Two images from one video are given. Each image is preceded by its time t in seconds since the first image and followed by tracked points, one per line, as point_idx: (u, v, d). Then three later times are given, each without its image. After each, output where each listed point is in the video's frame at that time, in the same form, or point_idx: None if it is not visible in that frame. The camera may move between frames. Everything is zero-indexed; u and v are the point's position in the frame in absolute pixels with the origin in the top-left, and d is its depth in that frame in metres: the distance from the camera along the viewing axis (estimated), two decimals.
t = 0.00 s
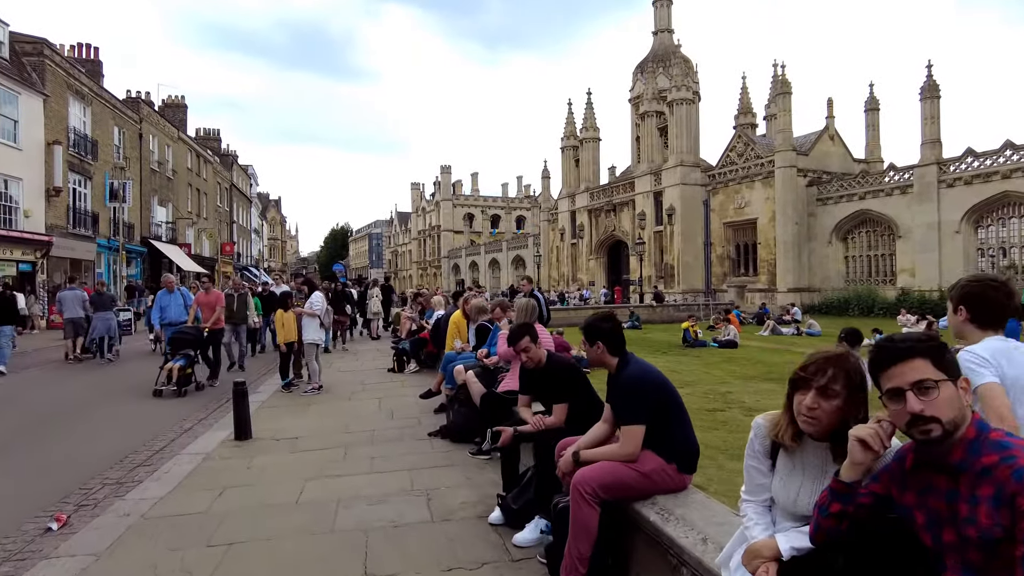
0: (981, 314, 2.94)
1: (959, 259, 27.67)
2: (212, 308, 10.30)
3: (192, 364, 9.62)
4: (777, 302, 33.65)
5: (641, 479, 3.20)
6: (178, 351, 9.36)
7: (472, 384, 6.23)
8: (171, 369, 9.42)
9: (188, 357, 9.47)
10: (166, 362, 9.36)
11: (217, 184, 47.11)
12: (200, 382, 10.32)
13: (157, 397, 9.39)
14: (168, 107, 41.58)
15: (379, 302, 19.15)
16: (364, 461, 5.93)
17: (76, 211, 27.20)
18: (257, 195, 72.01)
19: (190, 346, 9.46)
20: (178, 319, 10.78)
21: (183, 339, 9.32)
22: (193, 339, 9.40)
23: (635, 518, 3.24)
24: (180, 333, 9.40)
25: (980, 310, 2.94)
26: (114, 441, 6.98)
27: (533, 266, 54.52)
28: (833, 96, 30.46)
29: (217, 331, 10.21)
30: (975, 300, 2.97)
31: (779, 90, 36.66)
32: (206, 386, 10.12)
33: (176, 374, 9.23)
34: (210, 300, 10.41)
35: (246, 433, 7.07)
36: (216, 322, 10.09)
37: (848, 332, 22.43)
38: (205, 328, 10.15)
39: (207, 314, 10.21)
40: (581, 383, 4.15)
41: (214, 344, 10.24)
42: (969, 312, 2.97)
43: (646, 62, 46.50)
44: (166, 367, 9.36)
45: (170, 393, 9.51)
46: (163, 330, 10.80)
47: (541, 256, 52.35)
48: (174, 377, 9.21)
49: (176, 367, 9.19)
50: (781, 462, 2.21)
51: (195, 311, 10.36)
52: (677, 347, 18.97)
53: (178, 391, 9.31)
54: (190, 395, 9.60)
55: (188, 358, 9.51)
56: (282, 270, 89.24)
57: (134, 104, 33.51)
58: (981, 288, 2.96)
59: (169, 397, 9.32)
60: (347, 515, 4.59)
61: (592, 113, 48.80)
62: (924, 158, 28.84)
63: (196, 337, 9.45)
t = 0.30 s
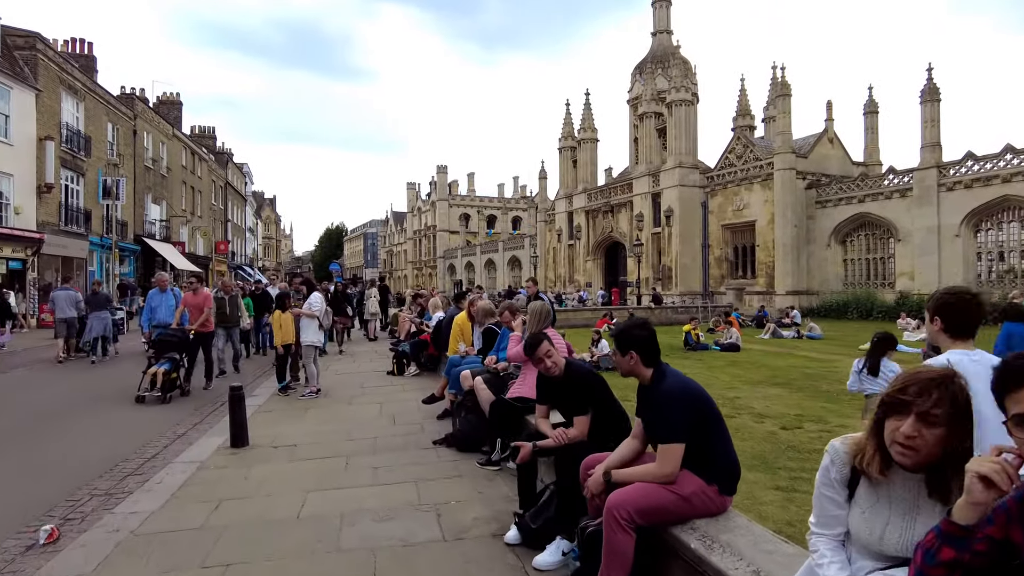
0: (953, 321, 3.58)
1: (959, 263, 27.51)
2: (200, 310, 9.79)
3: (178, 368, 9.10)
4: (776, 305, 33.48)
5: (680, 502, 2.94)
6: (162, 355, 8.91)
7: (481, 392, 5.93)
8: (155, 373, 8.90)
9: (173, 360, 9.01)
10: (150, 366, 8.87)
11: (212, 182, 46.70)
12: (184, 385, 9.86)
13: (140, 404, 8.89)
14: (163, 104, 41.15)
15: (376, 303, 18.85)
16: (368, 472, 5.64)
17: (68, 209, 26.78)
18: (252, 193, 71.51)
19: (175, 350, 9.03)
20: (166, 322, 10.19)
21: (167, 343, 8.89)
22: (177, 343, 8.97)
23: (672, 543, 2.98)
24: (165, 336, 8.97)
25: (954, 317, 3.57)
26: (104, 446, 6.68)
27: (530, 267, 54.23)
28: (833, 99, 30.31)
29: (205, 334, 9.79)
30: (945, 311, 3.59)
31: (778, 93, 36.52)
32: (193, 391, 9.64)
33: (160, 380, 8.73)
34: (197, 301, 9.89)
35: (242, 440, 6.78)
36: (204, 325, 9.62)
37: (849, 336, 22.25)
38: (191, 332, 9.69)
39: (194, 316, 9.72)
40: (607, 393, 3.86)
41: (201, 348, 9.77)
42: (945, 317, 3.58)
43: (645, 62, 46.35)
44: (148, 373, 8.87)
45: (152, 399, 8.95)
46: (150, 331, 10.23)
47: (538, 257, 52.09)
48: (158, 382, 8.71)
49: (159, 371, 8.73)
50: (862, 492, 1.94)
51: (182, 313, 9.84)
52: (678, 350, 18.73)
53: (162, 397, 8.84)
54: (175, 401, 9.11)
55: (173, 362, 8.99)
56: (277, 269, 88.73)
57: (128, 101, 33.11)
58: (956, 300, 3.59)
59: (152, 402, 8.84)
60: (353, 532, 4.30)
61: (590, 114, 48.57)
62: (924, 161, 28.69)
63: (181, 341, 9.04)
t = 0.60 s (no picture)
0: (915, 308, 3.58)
1: (950, 264, 27.51)
2: (175, 309, 9.16)
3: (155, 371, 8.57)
4: (767, 306, 33.42)
5: (714, 518, 2.70)
6: (138, 358, 8.41)
7: (482, 397, 5.67)
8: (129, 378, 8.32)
9: (149, 363, 8.51)
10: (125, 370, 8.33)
11: (198, 180, 46.06)
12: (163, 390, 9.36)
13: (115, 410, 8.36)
14: (149, 100, 40.53)
15: (367, 302, 18.54)
16: (364, 480, 5.36)
17: (50, 205, 26.20)
18: (239, 192, 70.73)
19: (152, 352, 8.53)
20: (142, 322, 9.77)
21: (142, 345, 8.39)
22: (152, 345, 8.47)
23: (704, 563, 2.73)
24: (140, 338, 8.47)
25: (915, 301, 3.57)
26: (83, 452, 6.33)
27: (520, 268, 53.98)
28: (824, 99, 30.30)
29: (182, 334, 9.19)
30: (917, 296, 3.53)
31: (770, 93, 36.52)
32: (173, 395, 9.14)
33: (136, 385, 8.21)
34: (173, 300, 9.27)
35: (230, 445, 6.47)
36: (179, 325, 9.01)
37: (842, 337, 22.18)
38: (168, 333, 9.11)
39: (169, 316, 9.10)
40: (623, 399, 3.61)
41: (179, 350, 9.24)
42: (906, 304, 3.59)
43: (636, 62, 46.27)
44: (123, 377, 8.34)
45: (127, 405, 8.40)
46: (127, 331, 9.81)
47: (528, 257, 51.86)
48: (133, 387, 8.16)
49: (135, 375, 8.23)
50: (948, 515, 1.70)
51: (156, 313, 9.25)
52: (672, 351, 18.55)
53: (139, 403, 8.32)
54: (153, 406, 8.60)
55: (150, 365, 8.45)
56: (264, 268, 87.89)
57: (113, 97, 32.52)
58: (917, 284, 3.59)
59: (128, 408, 8.31)
60: (349, 547, 4.01)
61: (581, 113, 48.42)
62: (915, 162, 28.71)
63: (157, 342, 8.55)
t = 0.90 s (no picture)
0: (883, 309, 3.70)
1: (944, 265, 27.43)
2: (154, 310, 8.46)
3: (133, 377, 8.01)
4: (761, 306, 33.27)
5: (762, 543, 2.44)
6: (114, 364, 7.77)
7: (486, 403, 5.38)
8: (104, 386, 7.73)
9: (127, 369, 7.88)
10: (100, 378, 7.77)
11: (188, 178, 45.46)
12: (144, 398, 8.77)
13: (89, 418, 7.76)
14: (137, 98, 39.94)
15: (360, 302, 18.21)
16: (364, 492, 5.07)
17: (34, 203, 25.65)
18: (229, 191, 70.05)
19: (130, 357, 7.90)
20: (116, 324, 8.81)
21: (118, 350, 7.74)
22: (131, 350, 7.82)
23: None
24: (117, 342, 7.81)
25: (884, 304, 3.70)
26: (63, 461, 6.02)
27: (513, 267, 53.69)
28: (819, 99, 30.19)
29: (162, 337, 8.50)
30: (885, 299, 3.67)
31: (764, 93, 36.39)
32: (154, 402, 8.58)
33: (113, 393, 7.62)
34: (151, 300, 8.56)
35: (219, 453, 6.16)
36: (159, 326, 8.31)
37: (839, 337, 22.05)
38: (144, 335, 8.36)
39: (147, 316, 8.41)
40: (649, 409, 3.35)
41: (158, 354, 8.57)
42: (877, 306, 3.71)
43: (629, 61, 46.10)
44: (98, 385, 7.73)
45: (103, 415, 7.82)
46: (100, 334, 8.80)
47: (521, 257, 51.59)
48: (110, 394, 7.58)
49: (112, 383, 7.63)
50: None
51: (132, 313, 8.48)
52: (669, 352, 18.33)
53: (116, 413, 7.71)
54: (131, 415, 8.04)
55: (127, 371, 7.88)
56: (254, 268, 87.17)
57: (100, 93, 31.96)
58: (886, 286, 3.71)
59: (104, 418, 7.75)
60: (349, 566, 3.72)
61: (574, 113, 48.20)
62: (909, 162, 28.62)
63: (136, 347, 7.90)
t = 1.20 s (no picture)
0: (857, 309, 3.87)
1: (948, 263, 27.20)
2: (144, 311, 7.94)
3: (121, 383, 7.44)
4: (764, 305, 32.99)
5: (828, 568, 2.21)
6: (101, 368, 7.24)
7: (500, 406, 5.14)
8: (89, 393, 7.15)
9: (115, 374, 7.35)
10: (86, 384, 7.19)
11: (186, 177, 45.16)
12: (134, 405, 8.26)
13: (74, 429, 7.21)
14: (135, 96, 39.61)
15: (361, 302, 17.94)
16: (373, 501, 4.82)
17: (31, 202, 25.37)
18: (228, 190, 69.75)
19: (119, 361, 7.38)
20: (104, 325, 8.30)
21: (106, 352, 7.24)
22: (120, 352, 7.32)
23: None
24: (105, 344, 7.31)
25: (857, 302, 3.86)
26: (56, 468, 5.75)
27: (513, 267, 53.42)
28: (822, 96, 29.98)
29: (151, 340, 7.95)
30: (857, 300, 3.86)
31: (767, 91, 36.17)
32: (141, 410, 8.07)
33: (100, 400, 7.06)
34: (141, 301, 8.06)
35: (220, 459, 5.90)
36: (149, 328, 7.77)
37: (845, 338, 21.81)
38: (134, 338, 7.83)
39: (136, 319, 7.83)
40: (685, 416, 3.13)
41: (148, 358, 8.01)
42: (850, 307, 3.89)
43: (630, 60, 45.89)
44: (84, 392, 7.17)
45: (88, 424, 7.26)
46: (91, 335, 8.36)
47: (521, 256, 51.33)
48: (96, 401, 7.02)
49: (100, 388, 7.10)
50: None
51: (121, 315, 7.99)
52: (675, 352, 18.08)
53: (105, 421, 7.16)
54: (119, 423, 7.52)
55: (114, 377, 7.29)
56: (253, 268, 86.83)
57: (98, 91, 31.68)
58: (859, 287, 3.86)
59: (91, 427, 7.20)
60: None
61: (575, 111, 47.98)
62: (913, 161, 28.38)
63: (126, 349, 7.40)
